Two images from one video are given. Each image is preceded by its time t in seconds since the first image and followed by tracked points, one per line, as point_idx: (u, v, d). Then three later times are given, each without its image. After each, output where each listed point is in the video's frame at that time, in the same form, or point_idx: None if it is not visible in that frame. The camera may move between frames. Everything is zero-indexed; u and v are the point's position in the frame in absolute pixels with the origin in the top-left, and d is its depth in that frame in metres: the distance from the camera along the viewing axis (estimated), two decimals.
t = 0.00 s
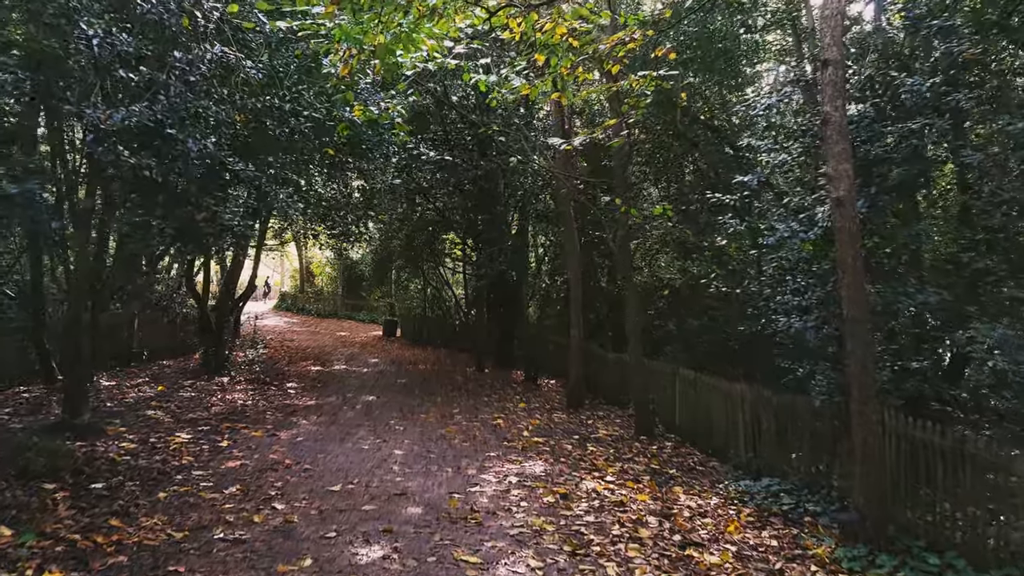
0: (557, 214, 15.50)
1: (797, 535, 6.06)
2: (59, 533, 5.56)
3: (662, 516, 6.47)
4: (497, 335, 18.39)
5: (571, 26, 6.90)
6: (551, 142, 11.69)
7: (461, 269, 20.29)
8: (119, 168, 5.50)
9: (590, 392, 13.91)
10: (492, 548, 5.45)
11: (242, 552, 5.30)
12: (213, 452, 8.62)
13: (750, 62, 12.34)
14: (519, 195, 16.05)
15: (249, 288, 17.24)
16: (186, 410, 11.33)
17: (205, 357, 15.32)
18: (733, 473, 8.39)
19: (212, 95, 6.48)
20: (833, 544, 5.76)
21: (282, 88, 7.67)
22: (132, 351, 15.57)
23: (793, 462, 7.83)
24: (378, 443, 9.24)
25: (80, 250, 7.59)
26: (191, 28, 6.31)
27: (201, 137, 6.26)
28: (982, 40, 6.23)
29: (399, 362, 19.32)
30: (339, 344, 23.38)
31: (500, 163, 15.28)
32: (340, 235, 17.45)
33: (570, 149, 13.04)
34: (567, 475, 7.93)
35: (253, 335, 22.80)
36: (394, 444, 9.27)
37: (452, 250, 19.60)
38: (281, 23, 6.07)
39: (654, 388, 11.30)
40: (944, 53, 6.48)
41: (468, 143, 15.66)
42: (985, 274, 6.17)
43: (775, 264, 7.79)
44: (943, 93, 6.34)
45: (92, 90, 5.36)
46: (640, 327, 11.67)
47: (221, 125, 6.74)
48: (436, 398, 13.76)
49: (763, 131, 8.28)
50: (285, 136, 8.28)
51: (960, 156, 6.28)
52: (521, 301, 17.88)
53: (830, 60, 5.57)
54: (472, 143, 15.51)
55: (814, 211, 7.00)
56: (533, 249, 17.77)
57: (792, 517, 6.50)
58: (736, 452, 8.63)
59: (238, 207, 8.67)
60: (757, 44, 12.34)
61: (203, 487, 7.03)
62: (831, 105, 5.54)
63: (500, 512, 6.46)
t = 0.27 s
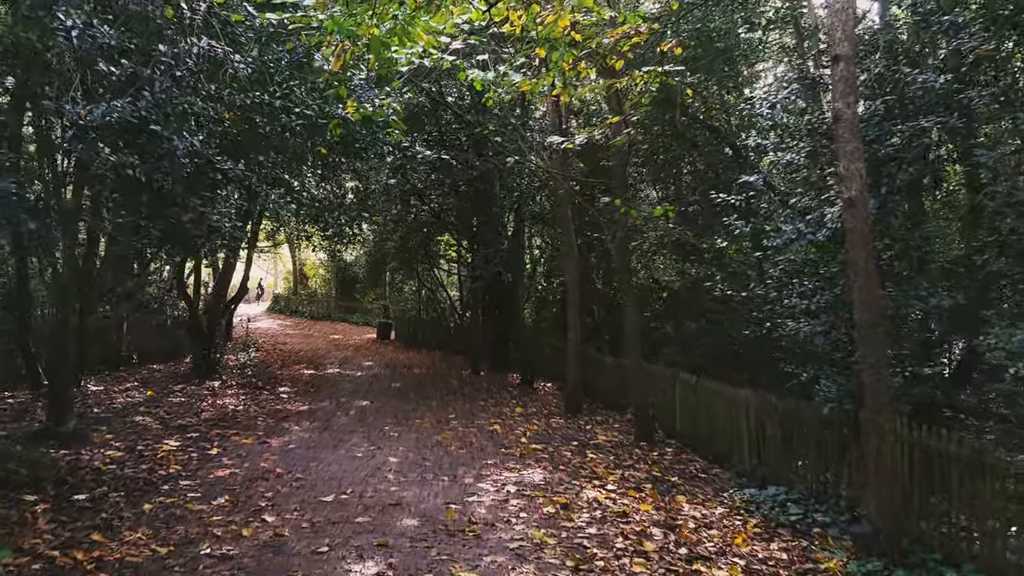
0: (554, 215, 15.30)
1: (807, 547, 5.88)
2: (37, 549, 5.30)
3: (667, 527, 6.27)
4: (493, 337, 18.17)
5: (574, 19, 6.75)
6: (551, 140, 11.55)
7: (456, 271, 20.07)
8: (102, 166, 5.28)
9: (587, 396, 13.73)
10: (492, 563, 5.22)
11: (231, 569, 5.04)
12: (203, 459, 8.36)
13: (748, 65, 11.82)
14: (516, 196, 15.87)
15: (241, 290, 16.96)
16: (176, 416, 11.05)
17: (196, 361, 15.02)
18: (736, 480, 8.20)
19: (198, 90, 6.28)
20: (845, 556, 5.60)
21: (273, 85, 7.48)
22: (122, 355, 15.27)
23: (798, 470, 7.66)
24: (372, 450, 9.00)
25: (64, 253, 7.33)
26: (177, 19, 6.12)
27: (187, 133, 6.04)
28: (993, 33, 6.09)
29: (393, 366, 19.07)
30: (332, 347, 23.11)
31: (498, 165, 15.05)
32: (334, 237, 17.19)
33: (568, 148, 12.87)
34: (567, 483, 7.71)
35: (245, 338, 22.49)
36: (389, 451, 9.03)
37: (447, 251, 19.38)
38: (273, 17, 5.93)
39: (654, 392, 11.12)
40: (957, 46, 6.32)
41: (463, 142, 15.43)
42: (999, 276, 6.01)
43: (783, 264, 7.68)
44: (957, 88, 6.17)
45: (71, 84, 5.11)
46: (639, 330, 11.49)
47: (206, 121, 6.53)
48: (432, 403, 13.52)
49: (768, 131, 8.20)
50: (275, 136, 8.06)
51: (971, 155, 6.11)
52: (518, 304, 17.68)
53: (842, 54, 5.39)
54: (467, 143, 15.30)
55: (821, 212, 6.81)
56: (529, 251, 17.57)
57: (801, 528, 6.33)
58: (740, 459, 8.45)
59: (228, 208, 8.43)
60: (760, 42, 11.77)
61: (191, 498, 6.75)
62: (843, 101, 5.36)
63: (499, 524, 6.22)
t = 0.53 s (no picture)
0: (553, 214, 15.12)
1: (821, 556, 5.71)
2: (17, 561, 5.03)
3: (676, 536, 6.06)
4: (490, 338, 17.98)
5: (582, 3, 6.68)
6: (554, 135, 11.43)
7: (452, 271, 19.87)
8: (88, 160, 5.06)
9: (586, 398, 13.57)
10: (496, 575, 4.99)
11: None
12: (194, 463, 8.11)
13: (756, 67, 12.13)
14: (514, 195, 15.69)
15: (235, 290, 16.68)
16: (168, 419, 10.79)
17: (189, 362, 14.76)
18: (743, 485, 8.00)
19: (188, 80, 6.09)
20: (864, 567, 5.48)
21: (266, 75, 7.47)
22: (113, 356, 14.97)
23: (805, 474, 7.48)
24: (370, 454, 8.79)
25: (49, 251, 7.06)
26: (166, 6, 5.93)
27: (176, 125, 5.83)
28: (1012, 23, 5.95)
29: (389, 367, 18.83)
30: (327, 348, 22.87)
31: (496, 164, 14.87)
32: (329, 237, 16.96)
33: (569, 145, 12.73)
34: (570, 489, 7.50)
35: (239, 339, 22.18)
36: (386, 455, 8.80)
37: (443, 252, 19.16)
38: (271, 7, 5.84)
39: (656, 394, 10.95)
40: (974, 37, 6.20)
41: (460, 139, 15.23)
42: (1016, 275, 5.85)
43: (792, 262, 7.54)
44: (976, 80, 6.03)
45: (54, 73, 4.90)
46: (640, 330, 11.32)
47: (196, 113, 6.33)
48: (429, 405, 13.30)
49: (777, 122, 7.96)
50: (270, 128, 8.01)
51: (987, 151, 5.96)
52: (516, 304, 17.51)
53: (859, 44, 5.18)
54: (465, 141, 15.11)
55: (834, 210, 6.62)
56: (527, 251, 17.38)
57: (813, 536, 6.16)
58: (746, 463, 8.30)
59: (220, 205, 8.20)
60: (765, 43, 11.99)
61: (181, 506, 6.49)
62: (860, 93, 5.15)
63: (501, 533, 6.00)
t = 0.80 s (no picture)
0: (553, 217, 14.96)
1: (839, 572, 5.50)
2: None
3: (687, 551, 5.84)
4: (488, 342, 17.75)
5: None
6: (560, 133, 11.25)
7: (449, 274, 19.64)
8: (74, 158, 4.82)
9: (587, 403, 13.37)
10: None
11: None
12: (186, 473, 7.84)
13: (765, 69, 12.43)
14: (512, 197, 15.50)
15: (229, 294, 16.41)
16: (159, 426, 10.50)
17: (182, 368, 14.48)
18: (751, 495, 7.78)
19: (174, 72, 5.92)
20: None
21: (259, 70, 7.49)
22: (104, 361, 14.65)
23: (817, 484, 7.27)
24: (368, 463, 8.55)
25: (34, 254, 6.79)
26: None
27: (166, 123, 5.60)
28: None
29: (386, 372, 18.57)
30: (323, 352, 22.60)
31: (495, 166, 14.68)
32: (325, 240, 16.71)
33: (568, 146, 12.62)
34: (574, 500, 7.26)
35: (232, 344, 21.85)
36: (384, 465, 8.54)
37: (440, 255, 18.94)
38: None
39: (659, 399, 10.75)
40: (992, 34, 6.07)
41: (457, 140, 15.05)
42: None
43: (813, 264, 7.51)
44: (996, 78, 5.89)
45: (37, 65, 4.68)
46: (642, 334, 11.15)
47: (189, 110, 6.12)
48: (427, 411, 13.05)
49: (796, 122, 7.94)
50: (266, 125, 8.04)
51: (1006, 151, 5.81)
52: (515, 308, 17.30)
53: (878, 38, 4.98)
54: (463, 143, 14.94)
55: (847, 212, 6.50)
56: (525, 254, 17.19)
57: (829, 550, 5.95)
58: (753, 471, 8.11)
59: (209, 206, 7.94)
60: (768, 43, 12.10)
61: (171, 520, 6.22)
62: (879, 89, 4.95)
63: (505, 547, 5.76)
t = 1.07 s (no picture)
0: (552, 217, 14.79)
1: None
2: None
3: (699, 562, 5.63)
4: (486, 344, 17.52)
5: None
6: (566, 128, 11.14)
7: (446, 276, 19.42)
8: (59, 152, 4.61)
9: (587, 407, 13.16)
10: None
11: None
12: (178, 480, 7.59)
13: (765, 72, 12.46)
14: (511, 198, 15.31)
15: (223, 295, 16.14)
16: (151, 430, 10.23)
17: (175, 370, 14.20)
18: (760, 502, 7.58)
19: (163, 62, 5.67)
20: None
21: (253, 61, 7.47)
22: (96, 364, 14.35)
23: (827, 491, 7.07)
24: (366, 469, 8.33)
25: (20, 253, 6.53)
26: None
27: (155, 117, 5.44)
28: None
29: (382, 374, 18.31)
30: (318, 354, 22.33)
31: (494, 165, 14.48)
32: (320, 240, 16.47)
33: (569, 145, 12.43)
34: (578, 507, 7.05)
35: (227, 346, 21.53)
36: (381, 471, 8.30)
37: (437, 256, 18.72)
38: None
39: (662, 403, 10.56)
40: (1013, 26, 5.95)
41: (455, 139, 14.86)
42: None
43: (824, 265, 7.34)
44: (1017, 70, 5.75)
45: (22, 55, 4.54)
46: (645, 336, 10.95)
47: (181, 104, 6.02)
48: (426, 415, 12.82)
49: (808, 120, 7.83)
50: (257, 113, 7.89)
51: None
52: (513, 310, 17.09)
53: (898, 28, 4.78)
54: (461, 142, 14.76)
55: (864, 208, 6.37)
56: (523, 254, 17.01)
57: (844, 562, 5.78)
58: (761, 477, 7.92)
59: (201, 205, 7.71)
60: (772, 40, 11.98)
61: (161, 530, 5.97)
62: (900, 82, 4.75)
63: (509, 559, 5.53)
